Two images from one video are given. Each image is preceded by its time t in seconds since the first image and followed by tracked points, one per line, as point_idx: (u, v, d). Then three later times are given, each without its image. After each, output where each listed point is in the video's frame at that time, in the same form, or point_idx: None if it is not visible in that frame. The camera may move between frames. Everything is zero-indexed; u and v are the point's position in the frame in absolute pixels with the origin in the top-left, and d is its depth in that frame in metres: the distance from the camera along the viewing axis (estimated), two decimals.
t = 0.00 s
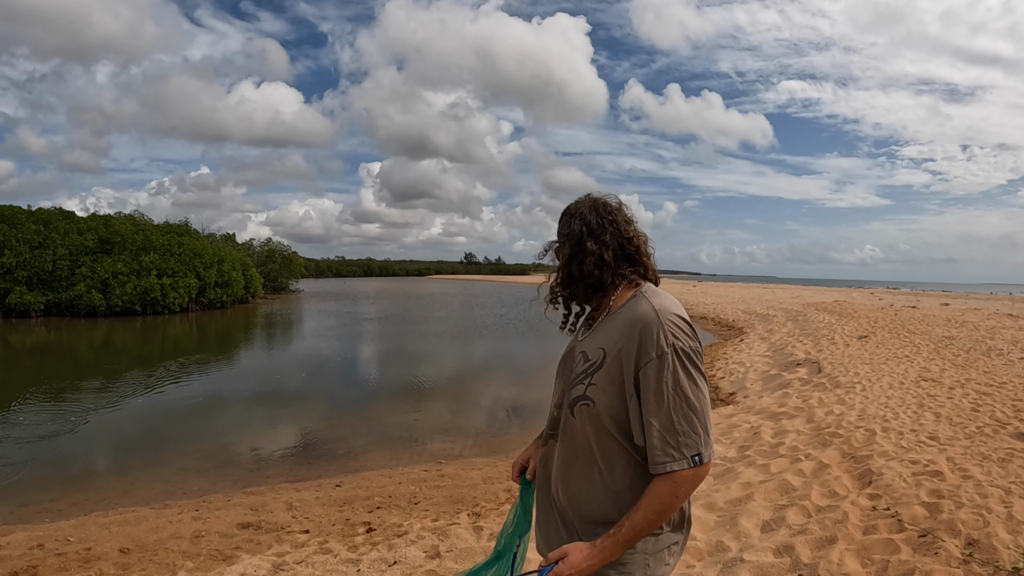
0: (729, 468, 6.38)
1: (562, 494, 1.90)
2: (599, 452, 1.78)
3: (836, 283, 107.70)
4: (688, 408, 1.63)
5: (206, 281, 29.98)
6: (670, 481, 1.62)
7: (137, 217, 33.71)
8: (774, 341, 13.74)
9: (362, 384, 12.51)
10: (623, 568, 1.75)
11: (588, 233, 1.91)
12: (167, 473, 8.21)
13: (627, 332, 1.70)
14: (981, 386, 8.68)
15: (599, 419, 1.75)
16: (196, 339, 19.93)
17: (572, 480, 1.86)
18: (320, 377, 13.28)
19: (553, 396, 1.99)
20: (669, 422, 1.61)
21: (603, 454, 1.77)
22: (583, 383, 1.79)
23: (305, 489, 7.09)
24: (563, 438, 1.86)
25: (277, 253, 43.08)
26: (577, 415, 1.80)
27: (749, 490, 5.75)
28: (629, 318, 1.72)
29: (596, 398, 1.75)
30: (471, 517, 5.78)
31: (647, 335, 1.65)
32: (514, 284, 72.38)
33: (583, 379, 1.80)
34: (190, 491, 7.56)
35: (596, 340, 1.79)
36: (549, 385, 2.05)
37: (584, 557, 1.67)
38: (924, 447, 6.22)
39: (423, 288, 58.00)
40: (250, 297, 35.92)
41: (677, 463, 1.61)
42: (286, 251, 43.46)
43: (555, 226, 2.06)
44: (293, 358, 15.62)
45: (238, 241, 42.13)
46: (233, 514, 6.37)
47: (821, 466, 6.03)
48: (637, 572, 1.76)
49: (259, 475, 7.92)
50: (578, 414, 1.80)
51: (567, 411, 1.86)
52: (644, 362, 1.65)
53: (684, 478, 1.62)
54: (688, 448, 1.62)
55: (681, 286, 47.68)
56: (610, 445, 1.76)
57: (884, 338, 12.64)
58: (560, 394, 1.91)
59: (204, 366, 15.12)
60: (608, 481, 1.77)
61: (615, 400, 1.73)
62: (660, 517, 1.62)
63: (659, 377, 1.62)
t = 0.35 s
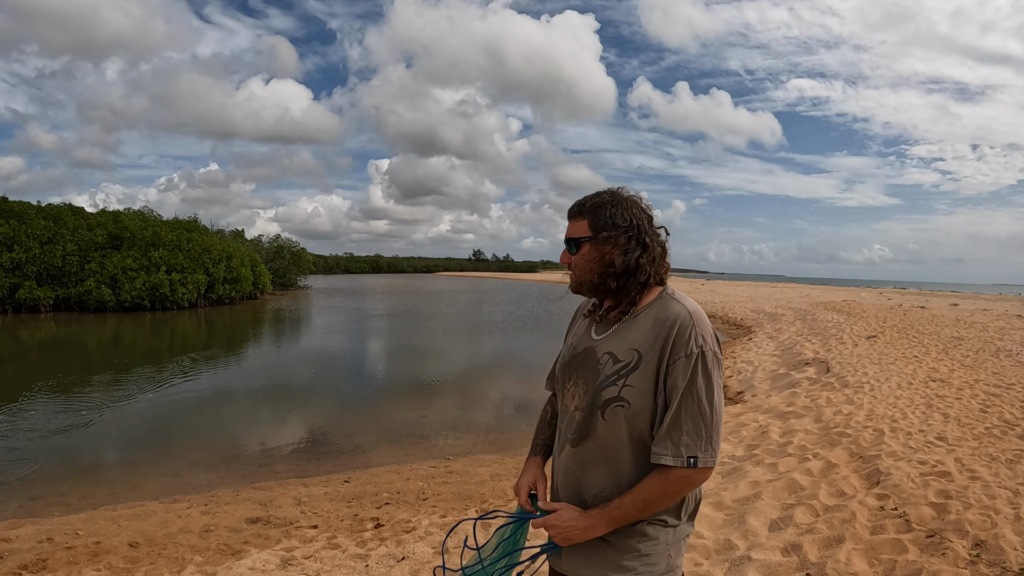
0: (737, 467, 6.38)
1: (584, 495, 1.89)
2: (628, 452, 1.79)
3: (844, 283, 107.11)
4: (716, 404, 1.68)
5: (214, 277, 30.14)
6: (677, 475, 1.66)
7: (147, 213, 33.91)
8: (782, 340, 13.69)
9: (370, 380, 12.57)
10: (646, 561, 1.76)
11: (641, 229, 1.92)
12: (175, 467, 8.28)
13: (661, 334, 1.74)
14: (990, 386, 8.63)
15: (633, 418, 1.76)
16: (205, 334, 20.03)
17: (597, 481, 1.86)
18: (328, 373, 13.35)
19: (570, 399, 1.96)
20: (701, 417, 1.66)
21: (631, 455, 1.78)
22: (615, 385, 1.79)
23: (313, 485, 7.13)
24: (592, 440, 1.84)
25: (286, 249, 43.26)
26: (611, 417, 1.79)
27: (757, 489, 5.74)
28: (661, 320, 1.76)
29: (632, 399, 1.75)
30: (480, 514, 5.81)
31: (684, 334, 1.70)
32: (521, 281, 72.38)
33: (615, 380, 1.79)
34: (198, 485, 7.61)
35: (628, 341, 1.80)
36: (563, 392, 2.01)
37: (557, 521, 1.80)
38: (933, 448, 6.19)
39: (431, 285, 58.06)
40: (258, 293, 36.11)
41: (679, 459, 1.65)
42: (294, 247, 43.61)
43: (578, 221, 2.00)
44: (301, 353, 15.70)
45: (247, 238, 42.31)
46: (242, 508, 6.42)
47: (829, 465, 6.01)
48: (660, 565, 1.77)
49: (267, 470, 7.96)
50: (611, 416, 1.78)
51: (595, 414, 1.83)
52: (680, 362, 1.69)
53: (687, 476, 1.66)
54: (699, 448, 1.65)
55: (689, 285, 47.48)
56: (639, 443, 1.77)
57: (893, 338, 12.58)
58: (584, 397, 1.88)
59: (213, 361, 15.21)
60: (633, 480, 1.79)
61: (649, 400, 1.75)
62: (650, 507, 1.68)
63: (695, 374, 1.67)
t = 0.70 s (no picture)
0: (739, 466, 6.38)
1: (628, 496, 1.88)
2: (670, 441, 1.88)
3: (846, 282, 106.81)
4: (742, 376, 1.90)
5: (216, 275, 30.17)
6: (727, 445, 1.83)
7: (150, 211, 33.97)
8: (784, 340, 13.67)
9: (371, 378, 12.58)
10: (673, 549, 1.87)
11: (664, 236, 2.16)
12: (176, 465, 8.30)
13: (684, 326, 1.90)
14: (992, 386, 8.61)
15: (677, 406, 1.84)
16: (207, 333, 20.06)
17: (645, 478, 1.88)
18: (330, 372, 13.38)
19: (593, 405, 1.93)
20: (738, 388, 1.86)
21: (675, 440, 1.88)
22: (653, 378, 1.85)
23: (315, 483, 7.14)
24: (635, 438, 1.85)
25: (288, 248, 43.27)
26: (653, 411, 1.83)
27: (758, 488, 5.75)
28: (681, 314, 1.91)
29: (673, 388, 1.83)
30: (481, 512, 5.82)
31: (709, 319, 1.89)
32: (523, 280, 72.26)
33: (651, 374, 1.86)
34: (199, 483, 7.63)
35: (655, 335, 1.90)
36: (577, 401, 1.96)
37: (660, 538, 1.78)
38: (934, 448, 6.19)
39: (433, 283, 57.96)
40: (260, 291, 36.15)
41: (734, 428, 1.82)
42: (296, 246, 43.60)
43: (641, 222, 1.98)
44: (303, 352, 15.73)
45: (249, 236, 42.34)
46: (244, 506, 6.43)
47: (831, 465, 6.01)
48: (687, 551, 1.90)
49: (268, 468, 7.98)
50: (654, 409, 1.83)
51: (633, 412, 1.85)
52: (708, 347, 1.86)
53: (740, 443, 1.83)
54: (743, 413, 1.84)
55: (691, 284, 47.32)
56: (681, 427, 1.87)
57: (896, 338, 12.56)
58: (616, 398, 1.88)
59: (215, 359, 15.24)
60: (677, 462, 1.90)
61: (687, 385, 1.86)
62: (721, 479, 1.82)
63: (725, 352, 1.87)
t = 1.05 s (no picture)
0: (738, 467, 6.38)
1: (636, 494, 1.89)
2: (674, 436, 1.90)
3: (846, 283, 106.75)
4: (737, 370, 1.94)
5: (216, 275, 30.18)
6: (722, 440, 1.85)
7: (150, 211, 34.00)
8: (784, 340, 13.67)
9: (370, 378, 12.59)
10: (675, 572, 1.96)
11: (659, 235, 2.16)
12: (176, 465, 8.30)
13: (684, 320, 1.92)
14: (992, 387, 8.61)
15: (681, 401, 1.86)
16: (207, 332, 20.06)
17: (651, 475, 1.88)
18: (330, 371, 13.39)
19: (600, 403, 1.91)
20: (736, 382, 1.89)
21: (678, 435, 1.90)
22: (659, 372, 1.86)
23: (314, 483, 7.15)
24: (642, 435, 1.86)
25: (288, 248, 43.27)
26: (660, 406, 1.85)
27: (757, 489, 5.75)
28: (682, 309, 1.93)
29: (678, 381, 1.85)
30: (480, 512, 5.82)
31: (708, 314, 1.93)
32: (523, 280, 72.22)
33: (657, 368, 1.86)
34: (198, 483, 7.63)
35: (658, 330, 1.91)
36: (583, 399, 1.94)
37: (669, 554, 1.84)
38: (933, 449, 6.19)
39: (434, 283, 57.90)
40: (260, 291, 36.17)
41: (727, 422, 1.84)
42: (297, 245, 43.60)
43: (637, 216, 1.99)
44: (303, 351, 15.74)
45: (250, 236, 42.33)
46: (243, 506, 6.43)
47: (830, 466, 6.01)
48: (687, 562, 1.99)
49: (267, 468, 7.98)
50: (661, 404, 1.84)
51: (642, 408, 1.85)
52: (707, 340, 1.88)
53: (733, 439, 1.84)
54: (737, 408, 1.85)
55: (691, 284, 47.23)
56: (683, 420, 1.90)
57: (895, 339, 12.56)
58: (624, 394, 1.88)
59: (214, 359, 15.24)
60: (679, 458, 1.93)
61: (690, 379, 1.88)
62: (716, 487, 1.86)
63: (724, 345, 1.90)
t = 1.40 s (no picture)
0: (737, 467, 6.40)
1: (627, 497, 1.89)
2: (668, 442, 1.89)
3: (847, 283, 106.70)
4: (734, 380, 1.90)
5: (217, 275, 30.23)
6: (713, 449, 1.85)
7: (151, 212, 34.03)
8: (784, 341, 13.68)
9: (370, 378, 12.61)
10: None
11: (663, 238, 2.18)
12: (176, 464, 8.31)
13: (683, 325, 1.90)
14: (992, 388, 8.62)
15: (674, 406, 1.85)
16: (206, 333, 20.05)
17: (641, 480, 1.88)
18: (330, 372, 13.40)
19: (596, 402, 1.93)
20: (732, 391, 1.86)
21: (670, 441, 1.90)
22: (654, 376, 1.85)
23: (314, 483, 7.16)
24: (634, 437, 1.86)
25: (289, 248, 43.31)
26: (655, 410, 1.84)
27: (756, 489, 5.76)
28: (682, 315, 1.92)
29: (672, 386, 1.84)
30: (480, 512, 5.83)
31: (709, 320, 1.90)
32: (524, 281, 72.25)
33: (652, 372, 1.86)
34: (199, 483, 7.64)
35: (656, 334, 1.90)
36: (579, 397, 1.97)
37: (661, 564, 1.81)
38: (933, 449, 6.20)
39: (434, 284, 57.85)
40: (261, 291, 36.21)
41: (720, 430, 1.83)
42: (297, 245, 43.62)
43: (637, 215, 1.99)
44: (303, 352, 15.76)
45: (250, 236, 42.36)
46: (243, 506, 6.44)
47: (829, 467, 6.01)
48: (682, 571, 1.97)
49: (268, 468, 7.99)
50: (654, 408, 1.84)
51: (636, 410, 1.86)
52: (705, 347, 1.86)
53: (723, 449, 1.84)
54: (729, 417, 1.84)
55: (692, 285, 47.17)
56: (678, 426, 1.89)
57: (895, 339, 12.57)
58: (619, 395, 1.88)
59: (215, 359, 15.26)
60: (672, 465, 1.92)
61: (685, 385, 1.87)
62: (707, 497, 1.83)
63: (723, 354, 1.86)
